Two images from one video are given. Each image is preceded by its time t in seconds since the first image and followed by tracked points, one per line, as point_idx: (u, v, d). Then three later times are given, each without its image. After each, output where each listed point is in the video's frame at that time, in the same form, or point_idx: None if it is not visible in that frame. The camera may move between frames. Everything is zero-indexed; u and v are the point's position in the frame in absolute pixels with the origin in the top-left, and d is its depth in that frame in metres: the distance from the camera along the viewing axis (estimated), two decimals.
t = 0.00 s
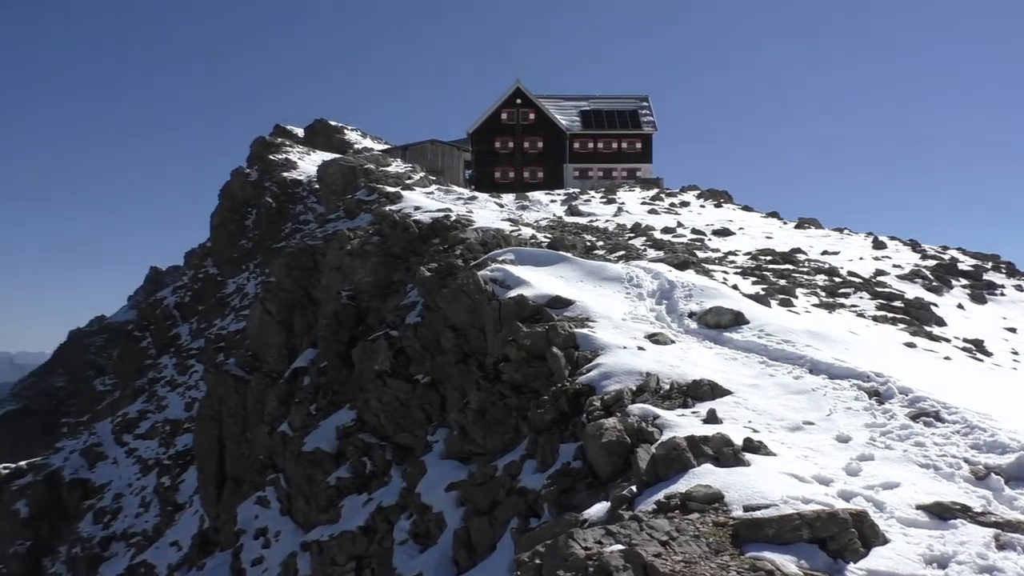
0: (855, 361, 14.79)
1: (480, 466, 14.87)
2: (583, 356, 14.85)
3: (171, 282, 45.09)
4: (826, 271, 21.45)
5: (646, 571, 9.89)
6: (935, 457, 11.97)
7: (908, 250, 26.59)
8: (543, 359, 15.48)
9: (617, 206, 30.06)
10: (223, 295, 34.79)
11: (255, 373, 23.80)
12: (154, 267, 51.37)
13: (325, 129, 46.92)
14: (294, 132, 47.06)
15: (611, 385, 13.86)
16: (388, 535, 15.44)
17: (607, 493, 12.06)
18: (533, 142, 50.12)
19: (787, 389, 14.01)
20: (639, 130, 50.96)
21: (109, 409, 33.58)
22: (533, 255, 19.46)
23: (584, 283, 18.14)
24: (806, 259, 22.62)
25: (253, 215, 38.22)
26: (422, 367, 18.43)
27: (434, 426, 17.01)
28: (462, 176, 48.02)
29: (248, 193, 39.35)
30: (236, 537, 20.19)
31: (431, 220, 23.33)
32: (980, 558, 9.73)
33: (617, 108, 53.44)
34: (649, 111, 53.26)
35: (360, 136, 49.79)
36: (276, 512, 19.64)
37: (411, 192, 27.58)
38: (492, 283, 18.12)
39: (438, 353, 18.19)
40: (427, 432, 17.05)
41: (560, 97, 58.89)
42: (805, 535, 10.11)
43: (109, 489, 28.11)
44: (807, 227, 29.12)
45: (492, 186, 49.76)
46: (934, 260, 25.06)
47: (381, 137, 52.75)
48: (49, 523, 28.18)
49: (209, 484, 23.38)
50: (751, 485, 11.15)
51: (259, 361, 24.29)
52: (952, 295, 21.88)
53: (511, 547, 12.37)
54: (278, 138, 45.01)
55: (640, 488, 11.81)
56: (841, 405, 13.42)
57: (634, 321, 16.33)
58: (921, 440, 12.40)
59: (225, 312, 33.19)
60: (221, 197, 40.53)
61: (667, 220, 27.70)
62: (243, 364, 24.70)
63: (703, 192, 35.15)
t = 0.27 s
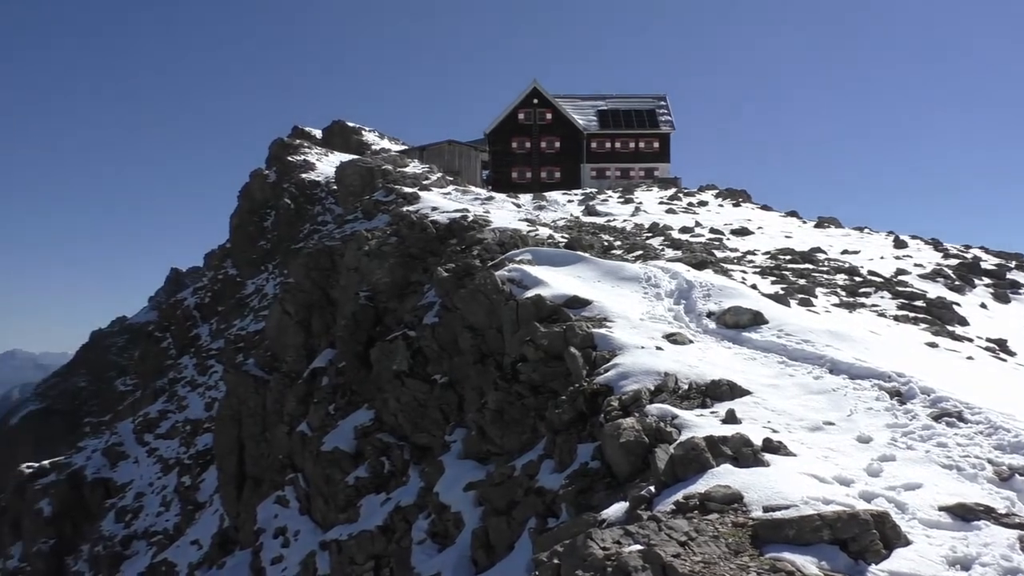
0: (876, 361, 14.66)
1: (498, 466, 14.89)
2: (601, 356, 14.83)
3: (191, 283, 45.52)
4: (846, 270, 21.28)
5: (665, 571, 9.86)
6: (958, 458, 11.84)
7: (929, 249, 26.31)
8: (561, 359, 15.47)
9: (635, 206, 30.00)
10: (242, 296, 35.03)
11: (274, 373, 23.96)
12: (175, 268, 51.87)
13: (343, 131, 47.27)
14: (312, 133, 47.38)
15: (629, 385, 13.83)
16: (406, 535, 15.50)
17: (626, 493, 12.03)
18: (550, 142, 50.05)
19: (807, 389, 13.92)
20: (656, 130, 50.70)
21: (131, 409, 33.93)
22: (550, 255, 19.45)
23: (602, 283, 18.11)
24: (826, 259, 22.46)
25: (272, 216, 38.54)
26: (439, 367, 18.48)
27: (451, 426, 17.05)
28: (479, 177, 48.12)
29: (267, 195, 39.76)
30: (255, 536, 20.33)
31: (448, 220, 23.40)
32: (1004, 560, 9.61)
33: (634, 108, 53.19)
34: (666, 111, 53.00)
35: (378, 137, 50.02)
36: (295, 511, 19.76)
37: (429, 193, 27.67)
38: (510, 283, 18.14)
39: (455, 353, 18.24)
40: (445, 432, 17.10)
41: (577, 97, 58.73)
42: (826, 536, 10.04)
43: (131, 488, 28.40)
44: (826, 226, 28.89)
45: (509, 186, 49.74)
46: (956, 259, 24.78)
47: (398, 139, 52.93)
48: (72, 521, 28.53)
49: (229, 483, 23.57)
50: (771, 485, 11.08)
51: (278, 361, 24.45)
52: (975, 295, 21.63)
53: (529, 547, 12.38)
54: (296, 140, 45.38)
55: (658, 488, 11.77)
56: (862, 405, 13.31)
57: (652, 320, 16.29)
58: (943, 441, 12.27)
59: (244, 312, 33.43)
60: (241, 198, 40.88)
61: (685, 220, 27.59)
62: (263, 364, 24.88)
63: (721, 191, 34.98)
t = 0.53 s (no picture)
0: (894, 361, 14.53)
1: (513, 466, 14.89)
2: (616, 356, 14.80)
3: (208, 283, 45.86)
4: (863, 270, 21.12)
5: (682, 572, 9.82)
6: (978, 459, 11.71)
7: (949, 248, 26.03)
8: (576, 359, 15.45)
9: (650, 205, 29.92)
10: (259, 296, 35.22)
11: (290, 373, 24.09)
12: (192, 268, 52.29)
13: (358, 131, 47.52)
14: (327, 134, 47.64)
15: (644, 385, 13.79)
16: (421, 534, 15.54)
17: (641, 493, 11.99)
18: (565, 142, 49.95)
19: (825, 389, 13.83)
20: (671, 129, 50.38)
21: (148, 409, 34.24)
22: (565, 255, 19.44)
23: (617, 283, 18.07)
24: (843, 258, 22.29)
25: (287, 217, 38.81)
26: (454, 367, 18.51)
27: (466, 426, 17.07)
28: (494, 176, 48.19)
29: (283, 195, 40.07)
30: (272, 535, 20.45)
31: (463, 220, 23.43)
32: None
33: (649, 106, 52.90)
34: (681, 109, 52.74)
35: (394, 137, 50.23)
36: (311, 510, 19.84)
37: (443, 193, 27.74)
38: (524, 283, 18.13)
39: (470, 353, 18.26)
40: (460, 432, 17.12)
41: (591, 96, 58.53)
42: (843, 538, 9.96)
43: (149, 487, 28.64)
44: (843, 225, 28.67)
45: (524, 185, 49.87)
46: (975, 258, 24.51)
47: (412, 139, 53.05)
48: (91, 520, 28.81)
49: (245, 482, 23.72)
50: (787, 486, 11.01)
51: (294, 361, 24.57)
52: (995, 294, 21.40)
53: (545, 547, 12.36)
54: (312, 140, 45.64)
55: (674, 488, 11.73)
56: (880, 406, 13.21)
57: (668, 320, 16.24)
58: (963, 442, 12.14)
59: (260, 312, 33.61)
60: (257, 199, 41.18)
61: (700, 219, 27.48)
62: (278, 364, 25.00)
63: (737, 190, 34.81)
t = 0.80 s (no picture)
0: (917, 362, 14.38)
1: (532, 466, 14.88)
2: (634, 356, 14.76)
3: (228, 284, 46.24)
4: (884, 269, 20.91)
5: (702, 573, 9.75)
6: (1004, 460, 11.55)
7: (972, 247, 25.70)
8: (595, 359, 15.42)
9: (668, 205, 29.83)
10: (278, 296, 35.44)
11: (309, 373, 24.22)
12: (212, 269, 52.79)
13: (376, 132, 47.80)
14: (345, 135, 47.95)
15: (663, 385, 13.74)
16: (439, 534, 15.57)
17: (660, 494, 11.93)
18: (582, 142, 49.83)
19: (846, 389, 13.71)
20: (689, 128, 50.24)
21: (169, 408, 34.56)
22: (583, 255, 19.41)
23: (635, 283, 18.02)
24: (863, 258, 22.10)
25: (306, 218, 39.08)
26: (472, 367, 18.53)
27: (484, 426, 17.08)
28: (511, 177, 48.19)
29: (301, 196, 40.41)
30: (291, 534, 20.56)
31: (481, 220, 23.47)
32: None
33: (667, 105, 52.76)
34: (699, 108, 52.42)
35: (411, 138, 50.47)
36: (329, 510, 19.93)
37: (461, 193, 27.81)
38: (542, 283, 18.13)
39: (488, 353, 18.27)
40: (478, 432, 17.14)
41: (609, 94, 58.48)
42: (866, 539, 9.87)
43: (169, 486, 28.89)
44: (864, 224, 28.41)
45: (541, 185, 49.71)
46: (999, 258, 24.18)
47: (430, 139, 53.20)
48: (112, 518, 29.13)
49: (264, 481, 23.88)
50: (808, 487, 10.92)
51: (313, 361, 24.69)
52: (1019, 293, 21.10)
53: (563, 547, 12.34)
54: (330, 142, 45.93)
55: (694, 489, 11.67)
56: (902, 406, 13.08)
57: (686, 320, 16.17)
58: (988, 443, 11.98)
59: (279, 313, 33.82)
60: (276, 200, 41.51)
61: (719, 219, 27.35)
62: (297, 364, 25.13)
63: (756, 190, 34.62)
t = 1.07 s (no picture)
0: (941, 362, 14.21)
1: (550, 466, 14.87)
2: (653, 356, 14.71)
3: (248, 284, 46.61)
4: (907, 269, 20.69)
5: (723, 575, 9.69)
6: None
7: (997, 247, 25.33)
8: (614, 360, 15.38)
9: (687, 205, 29.70)
10: (297, 297, 35.62)
11: (328, 373, 24.33)
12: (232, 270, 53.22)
13: (395, 133, 48.00)
14: (364, 136, 48.20)
15: (683, 386, 13.68)
16: (458, 534, 15.59)
17: (681, 495, 11.86)
18: (601, 141, 49.72)
19: (868, 390, 13.59)
20: (709, 127, 49.81)
21: (191, 408, 34.90)
22: (602, 255, 19.37)
23: (655, 283, 17.95)
24: (885, 257, 21.87)
25: (325, 218, 39.32)
26: (491, 367, 18.55)
27: (503, 426, 17.09)
28: (529, 177, 48.17)
29: (321, 197, 40.69)
30: (311, 533, 20.68)
31: (499, 220, 23.49)
32: None
33: (687, 105, 52.42)
34: (718, 107, 52.07)
35: (430, 138, 50.59)
36: (349, 509, 20.00)
37: (479, 193, 27.85)
38: (561, 283, 18.12)
39: (507, 353, 18.28)
40: (497, 432, 17.15)
41: (629, 95, 58.22)
42: (889, 542, 9.77)
43: (191, 484, 29.15)
44: (886, 223, 28.10)
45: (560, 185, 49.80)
46: None
47: (448, 140, 53.33)
48: (135, 516, 29.44)
49: (284, 481, 24.05)
50: (831, 489, 10.83)
51: (332, 361, 24.80)
52: None
53: (582, 548, 12.31)
54: (349, 143, 46.19)
55: (714, 490, 11.60)
56: (926, 407, 12.93)
57: (706, 320, 16.09)
58: (1014, 445, 11.81)
59: (299, 313, 34.01)
60: (296, 201, 41.83)
61: (738, 218, 27.19)
62: (317, 364, 25.26)
63: (776, 189, 34.38)
